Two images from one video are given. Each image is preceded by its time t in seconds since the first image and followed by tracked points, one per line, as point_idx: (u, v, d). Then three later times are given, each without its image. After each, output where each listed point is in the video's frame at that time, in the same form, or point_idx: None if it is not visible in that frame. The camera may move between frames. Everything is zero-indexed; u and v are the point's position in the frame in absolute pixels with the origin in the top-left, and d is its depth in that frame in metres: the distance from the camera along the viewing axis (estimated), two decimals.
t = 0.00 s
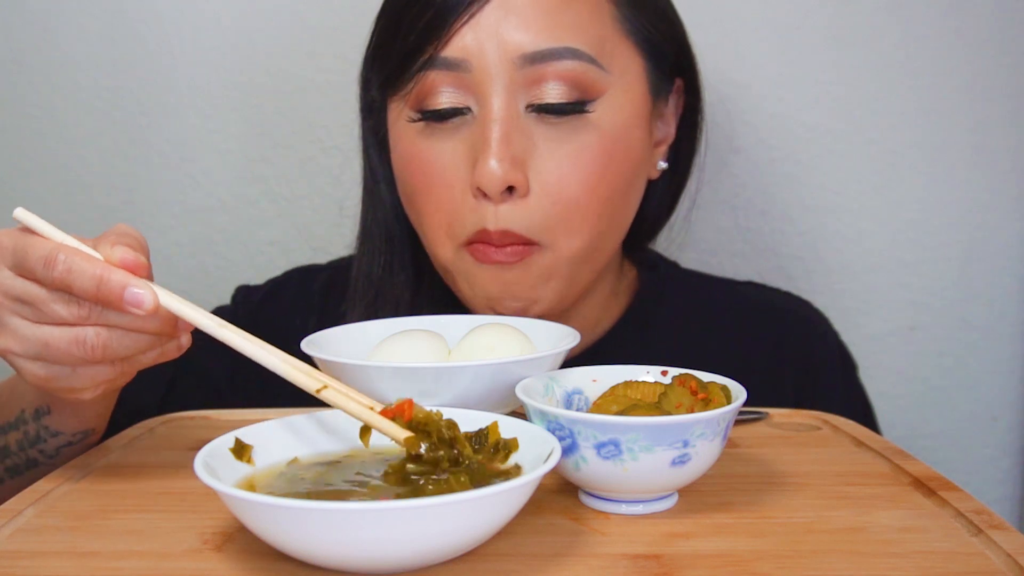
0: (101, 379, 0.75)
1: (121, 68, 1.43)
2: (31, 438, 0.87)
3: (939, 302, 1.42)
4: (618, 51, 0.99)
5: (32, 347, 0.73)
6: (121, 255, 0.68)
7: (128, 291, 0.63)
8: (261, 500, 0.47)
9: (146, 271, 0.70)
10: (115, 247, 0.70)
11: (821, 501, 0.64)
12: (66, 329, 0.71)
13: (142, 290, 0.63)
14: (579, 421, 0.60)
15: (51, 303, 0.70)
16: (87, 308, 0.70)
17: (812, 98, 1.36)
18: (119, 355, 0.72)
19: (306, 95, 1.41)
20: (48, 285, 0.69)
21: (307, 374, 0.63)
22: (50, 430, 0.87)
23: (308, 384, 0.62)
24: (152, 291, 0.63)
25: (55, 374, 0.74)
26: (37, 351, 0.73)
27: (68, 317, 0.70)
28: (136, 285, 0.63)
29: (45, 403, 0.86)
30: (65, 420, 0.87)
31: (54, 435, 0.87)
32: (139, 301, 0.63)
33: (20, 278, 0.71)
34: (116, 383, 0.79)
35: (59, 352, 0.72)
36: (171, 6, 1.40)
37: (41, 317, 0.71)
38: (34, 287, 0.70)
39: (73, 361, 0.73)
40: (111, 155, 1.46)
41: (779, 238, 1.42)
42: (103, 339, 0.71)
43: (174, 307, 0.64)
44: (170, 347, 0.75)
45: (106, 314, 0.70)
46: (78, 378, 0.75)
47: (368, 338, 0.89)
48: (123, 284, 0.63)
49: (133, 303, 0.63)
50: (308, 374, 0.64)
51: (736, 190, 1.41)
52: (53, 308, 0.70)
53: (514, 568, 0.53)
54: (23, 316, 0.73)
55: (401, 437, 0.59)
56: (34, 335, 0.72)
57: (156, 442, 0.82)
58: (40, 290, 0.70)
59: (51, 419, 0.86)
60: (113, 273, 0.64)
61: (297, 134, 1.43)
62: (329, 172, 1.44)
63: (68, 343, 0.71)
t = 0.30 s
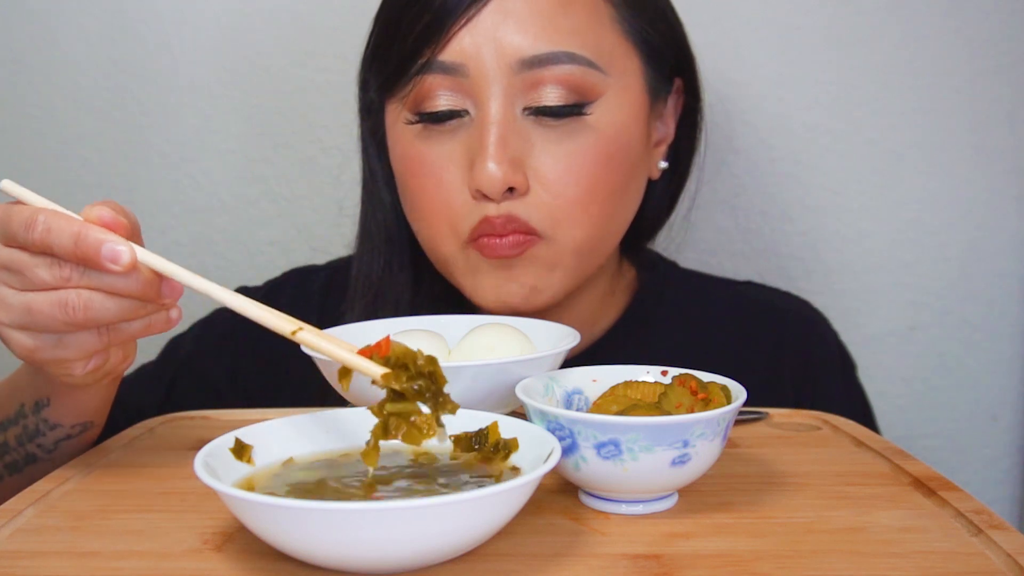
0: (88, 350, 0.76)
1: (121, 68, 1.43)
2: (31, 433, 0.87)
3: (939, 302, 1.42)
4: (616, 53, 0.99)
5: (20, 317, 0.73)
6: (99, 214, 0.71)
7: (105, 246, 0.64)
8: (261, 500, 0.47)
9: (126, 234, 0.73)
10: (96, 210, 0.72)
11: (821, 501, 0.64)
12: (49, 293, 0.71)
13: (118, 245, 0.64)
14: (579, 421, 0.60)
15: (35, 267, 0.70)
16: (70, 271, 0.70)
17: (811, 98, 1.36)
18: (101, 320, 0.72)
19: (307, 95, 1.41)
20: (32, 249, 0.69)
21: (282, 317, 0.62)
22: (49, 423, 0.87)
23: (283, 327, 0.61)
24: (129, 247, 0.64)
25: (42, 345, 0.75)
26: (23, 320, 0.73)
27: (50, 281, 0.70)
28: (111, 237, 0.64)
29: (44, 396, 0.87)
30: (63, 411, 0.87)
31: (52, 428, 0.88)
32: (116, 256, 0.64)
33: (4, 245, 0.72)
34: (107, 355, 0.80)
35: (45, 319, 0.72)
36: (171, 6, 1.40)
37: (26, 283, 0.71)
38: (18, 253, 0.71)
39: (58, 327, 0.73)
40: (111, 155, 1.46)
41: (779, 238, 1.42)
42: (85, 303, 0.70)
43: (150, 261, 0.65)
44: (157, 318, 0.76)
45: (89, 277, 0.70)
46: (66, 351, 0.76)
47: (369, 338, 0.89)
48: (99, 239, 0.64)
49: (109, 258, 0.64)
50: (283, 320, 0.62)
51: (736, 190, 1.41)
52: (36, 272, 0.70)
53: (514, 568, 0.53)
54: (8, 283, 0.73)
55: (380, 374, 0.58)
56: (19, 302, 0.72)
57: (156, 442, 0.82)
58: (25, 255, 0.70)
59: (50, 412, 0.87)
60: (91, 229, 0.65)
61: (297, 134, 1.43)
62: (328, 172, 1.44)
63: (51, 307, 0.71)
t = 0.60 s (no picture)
0: (101, 368, 0.76)
1: (121, 68, 1.43)
2: (33, 436, 0.88)
3: (940, 302, 1.42)
4: (617, 58, 0.99)
5: (47, 317, 0.74)
6: (155, 236, 0.70)
7: (145, 270, 0.62)
8: (260, 500, 0.47)
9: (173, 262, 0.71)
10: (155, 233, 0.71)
11: (821, 501, 0.64)
12: (83, 304, 0.72)
13: (158, 269, 0.62)
14: (579, 421, 0.60)
15: (76, 275, 0.71)
16: (109, 287, 0.70)
17: (811, 98, 1.36)
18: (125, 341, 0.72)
19: (307, 95, 1.41)
20: (80, 258, 0.71)
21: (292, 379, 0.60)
22: (51, 430, 0.86)
23: (290, 391, 0.59)
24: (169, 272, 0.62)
25: (58, 350, 0.76)
26: (49, 321, 0.74)
27: (88, 291, 0.71)
28: (152, 262, 0.62)
29: (51, 401, 0.87)
30: (65, 420, 0.86)
31: (53, 436, 0.86)
32: (154, 280, 0.62)
33: (54, 246, 0.73)
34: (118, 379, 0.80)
35: (70, 325, 0.73)
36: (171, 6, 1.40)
37: (64, 288, 0.72)
38: (67, 258, 0.72)
39: (79, 337, 0.74)
40: (112, 155, 1.46)
41: (779, 238, 1.42)
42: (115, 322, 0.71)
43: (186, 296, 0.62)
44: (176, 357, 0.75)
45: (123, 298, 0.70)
46: (79, 362, 0.76)
47: (369, 338, 0.89)
48: (142, 262, 0.63)
49: (147, 281, 0.62)
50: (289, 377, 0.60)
51: (736, 190, 1.41)
52: (76, 278, 0.71)
53: (514, 568, 0.53)
54: (47, 284, 0.74)
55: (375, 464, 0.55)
56: (50, 304, 0.74)
57: (156, 442, 0.82)
58: (72, 261, 0.72)
59: (54, 418, 0.86)
60: (137, 251, 0.64)
61: (297, 134, 1.43)
62: (328, 172, 1.44)
63: (81, 318, 0.72)
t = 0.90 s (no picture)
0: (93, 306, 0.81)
1: (121, 68, 1.43)
2: (23, 396, 0.92)
3: (940, 302, 1.42)
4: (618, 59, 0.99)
5: (41, 257, 0.77)
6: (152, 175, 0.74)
7: (141, 204, 0.67)
8: (261, 500, 0.47)
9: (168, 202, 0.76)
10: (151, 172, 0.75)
11: (821, 501, 0.64)
12: (78, 243, 0.76)
13: (155, 206, 0.67)
14: (579, 421, 0.60)
15: (72, 214, 0.74)
16: (104, 227, 0.74)
17: (811, 98, 1.36)
18: (119, 281, 0.76)
19: (307, 96, 1.41)
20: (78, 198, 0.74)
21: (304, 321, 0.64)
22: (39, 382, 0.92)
23: (280, 310, 0.64)
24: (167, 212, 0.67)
25: (50, 289, 0.79)
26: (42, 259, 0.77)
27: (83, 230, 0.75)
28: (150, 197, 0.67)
29: (36, 354, 0.92)
30: (53, 371, 0.92)
31: (42, 388, 0.92)
32: (149, 214, 0.67)
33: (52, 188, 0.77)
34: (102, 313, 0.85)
35: (63, 265, 0.76)
36: (171, 7, 1.40)
37: (60, 229, 0.76)
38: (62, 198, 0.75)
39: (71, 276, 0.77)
40: (111, 155, 1.46)
41: (779, 238, 1.42)
42: (107, 261, 0.75)
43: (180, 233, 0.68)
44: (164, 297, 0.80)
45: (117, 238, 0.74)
46: (72, 301, 0.80)
47: (368, 338, 0.89)
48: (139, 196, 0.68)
49: (142, 213, 0.67)
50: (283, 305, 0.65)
51: (736, 190, 1.41)
52: (72, 218, 0.75)
53: (514, 568, 0.53)
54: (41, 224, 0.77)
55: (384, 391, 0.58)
56: (46, 244, 0.77)
57: (156, 442, 0.82)
58: (69, 200, 0.75)
59: (40, 370, 0.92)
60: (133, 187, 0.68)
61: (297, 134, 1.43)
62: (329, 172, 1.44)
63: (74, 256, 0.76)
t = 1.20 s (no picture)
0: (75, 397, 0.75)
1: (121, 68, 1.43)
2: (16, 432, 0.87)
3: (940, 302, 1.42)
4: (620, 60, 0.99)
5: (11, 361, 0.72)
6: (100, 265, 0.66)
7: (90, 302, 0.60)
8: (260, 500, 0.47)
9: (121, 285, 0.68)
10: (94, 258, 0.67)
11: (821, 501, 0.64)
12: (46, 345, 0.71)
13: (105, 302, 0.60)
14: (580, 421, 0.60)
15: (29, 318, 0.69)
16: (67, 326, 0.69)
17: (812, 98, 1.36)
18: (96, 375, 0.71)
19: (307, 95, 1.41)
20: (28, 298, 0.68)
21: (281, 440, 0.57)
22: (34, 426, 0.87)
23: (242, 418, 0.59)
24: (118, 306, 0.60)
25: (29, 389, 0.75)
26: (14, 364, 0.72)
27: (46, 332, 0.69)
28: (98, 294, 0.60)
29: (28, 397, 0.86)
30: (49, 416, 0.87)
31: (38, 431, 0.88)
32: (100, 314, 0.60)
33: None
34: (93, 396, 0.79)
35: (36, 368, 0.72)
36: (171, 7, 1.40)
37: (21, 331, 0.70)
38: (14, 301, 0.69)
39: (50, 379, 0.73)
40: (111, 155, 1.46)
41: (779, 238, 1.42)
42: (80, 359, 0.70)
43: (136, 325, 0.62)
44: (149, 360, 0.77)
45: (83, 332, 0.69)
46: (54, 396, 0.75)
47: (369, 338, 0.89)
48: (86, 293, 0.60)
49: (93, 315, 0.60)
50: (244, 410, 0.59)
51: (736, 190, 1.41)
52: (31, 321, 0.69)
53: (514, 568, 0.53)
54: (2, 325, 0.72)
55: (343, 499, 0.52)
56: (15, 349, 0.72)
57: (156, 442, 0.82)
58: (22, 303, 0.69)
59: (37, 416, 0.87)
60: (79, 283, 0.61)
61: (297, 134, 1.43)
62: (329, 172, 1.44)
63: (46, 360, 0.71)
